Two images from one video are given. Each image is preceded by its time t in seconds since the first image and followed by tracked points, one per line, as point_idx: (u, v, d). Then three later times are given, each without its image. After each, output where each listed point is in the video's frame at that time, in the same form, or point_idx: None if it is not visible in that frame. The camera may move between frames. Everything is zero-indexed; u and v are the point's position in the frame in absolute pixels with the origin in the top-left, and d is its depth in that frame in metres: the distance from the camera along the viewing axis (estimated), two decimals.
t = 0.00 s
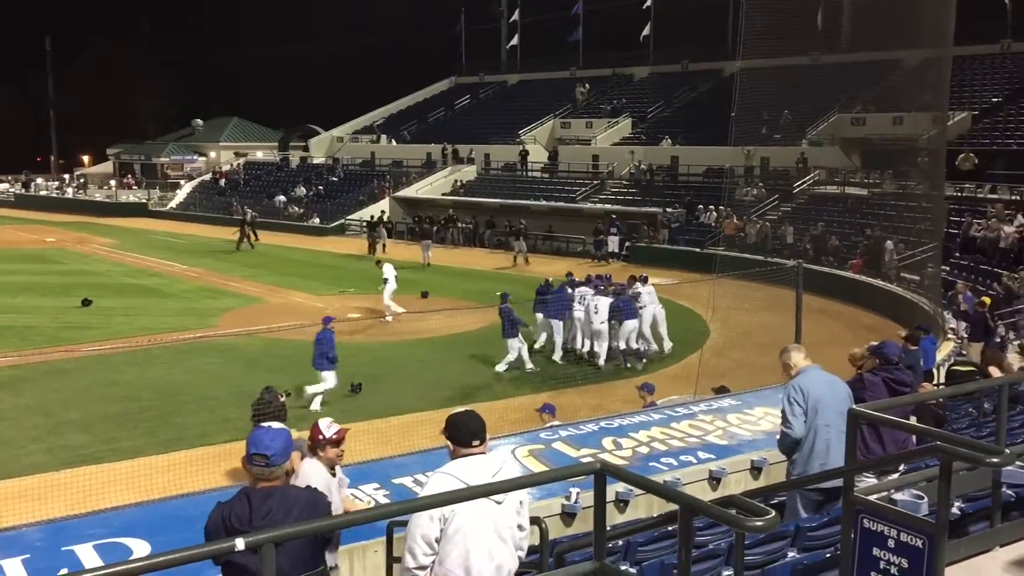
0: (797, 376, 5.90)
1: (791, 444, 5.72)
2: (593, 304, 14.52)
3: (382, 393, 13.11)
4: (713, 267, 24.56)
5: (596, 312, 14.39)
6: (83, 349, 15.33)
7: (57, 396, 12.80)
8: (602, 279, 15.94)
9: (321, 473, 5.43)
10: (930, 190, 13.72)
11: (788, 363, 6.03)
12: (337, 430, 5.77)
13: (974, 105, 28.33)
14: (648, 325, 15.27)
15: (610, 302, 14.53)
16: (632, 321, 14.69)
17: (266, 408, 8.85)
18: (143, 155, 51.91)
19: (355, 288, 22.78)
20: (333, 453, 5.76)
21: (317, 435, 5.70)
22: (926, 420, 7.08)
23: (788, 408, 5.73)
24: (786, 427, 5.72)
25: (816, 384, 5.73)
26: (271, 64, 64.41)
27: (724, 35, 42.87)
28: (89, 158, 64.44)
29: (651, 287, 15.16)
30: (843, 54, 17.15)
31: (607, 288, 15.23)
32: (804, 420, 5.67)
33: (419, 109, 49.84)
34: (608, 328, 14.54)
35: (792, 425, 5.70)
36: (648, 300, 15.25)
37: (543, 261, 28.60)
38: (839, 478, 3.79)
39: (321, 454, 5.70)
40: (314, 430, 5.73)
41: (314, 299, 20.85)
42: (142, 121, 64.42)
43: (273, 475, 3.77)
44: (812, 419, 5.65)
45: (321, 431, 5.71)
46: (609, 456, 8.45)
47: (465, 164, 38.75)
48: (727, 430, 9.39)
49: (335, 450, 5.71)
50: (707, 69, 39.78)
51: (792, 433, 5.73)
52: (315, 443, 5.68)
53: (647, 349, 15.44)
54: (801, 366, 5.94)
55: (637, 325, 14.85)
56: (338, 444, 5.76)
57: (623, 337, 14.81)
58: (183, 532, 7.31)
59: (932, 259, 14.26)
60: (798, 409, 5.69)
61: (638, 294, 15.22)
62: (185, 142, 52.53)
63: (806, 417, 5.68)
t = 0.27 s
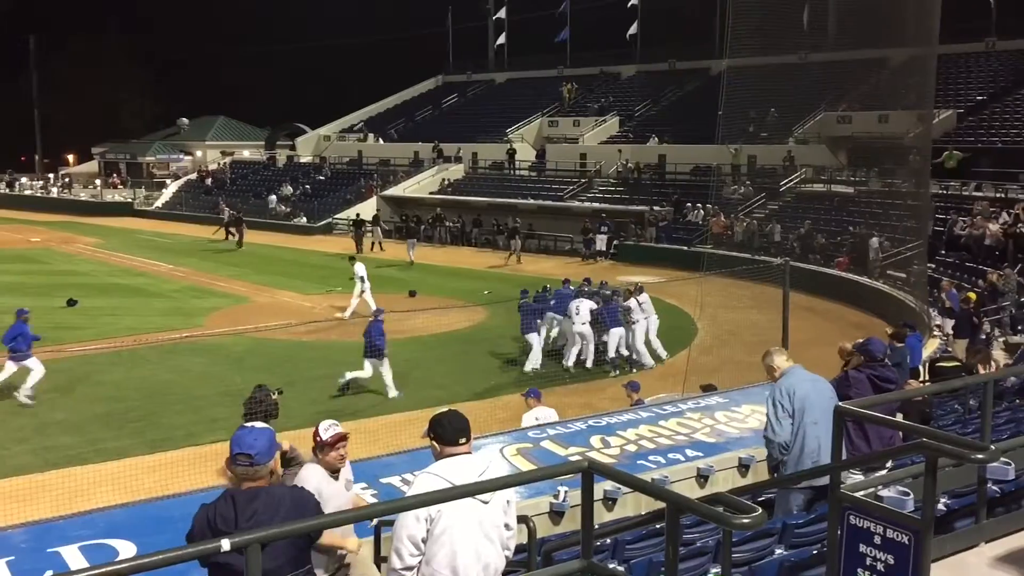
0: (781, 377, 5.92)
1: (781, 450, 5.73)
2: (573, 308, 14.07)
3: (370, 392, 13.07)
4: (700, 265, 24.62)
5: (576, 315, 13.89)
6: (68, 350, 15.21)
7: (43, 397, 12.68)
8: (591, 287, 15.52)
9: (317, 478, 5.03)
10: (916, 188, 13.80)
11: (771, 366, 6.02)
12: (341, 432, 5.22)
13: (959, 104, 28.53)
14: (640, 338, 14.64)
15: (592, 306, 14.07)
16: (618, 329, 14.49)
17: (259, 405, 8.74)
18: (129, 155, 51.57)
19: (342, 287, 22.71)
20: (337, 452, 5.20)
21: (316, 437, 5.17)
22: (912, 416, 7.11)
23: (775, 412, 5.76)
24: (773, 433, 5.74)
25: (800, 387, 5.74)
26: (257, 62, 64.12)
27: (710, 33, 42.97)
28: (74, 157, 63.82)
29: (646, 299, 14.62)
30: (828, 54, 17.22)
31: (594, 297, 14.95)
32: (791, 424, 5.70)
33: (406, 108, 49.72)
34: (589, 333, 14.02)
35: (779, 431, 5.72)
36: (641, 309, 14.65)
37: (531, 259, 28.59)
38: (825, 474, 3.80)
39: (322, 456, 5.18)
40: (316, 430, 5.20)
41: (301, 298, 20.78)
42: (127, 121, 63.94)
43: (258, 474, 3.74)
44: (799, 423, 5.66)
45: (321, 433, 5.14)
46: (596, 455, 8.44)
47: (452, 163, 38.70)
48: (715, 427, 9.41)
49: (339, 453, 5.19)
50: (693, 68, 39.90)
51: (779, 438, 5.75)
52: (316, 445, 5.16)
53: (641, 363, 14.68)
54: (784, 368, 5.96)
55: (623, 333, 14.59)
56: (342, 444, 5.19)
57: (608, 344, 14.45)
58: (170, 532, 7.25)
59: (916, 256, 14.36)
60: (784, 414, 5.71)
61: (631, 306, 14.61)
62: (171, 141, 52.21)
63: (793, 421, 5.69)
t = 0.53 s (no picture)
0: (768, 383, 5.94)
1: (770, 456, 5.76)
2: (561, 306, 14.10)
3: (361, 392, 13.05)
4: (692, 265, 24.68)
5: (564, 313, 13.95)
6: (59, 351, 15.15)
7: (33, 398, 12.62)
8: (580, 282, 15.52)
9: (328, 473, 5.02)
10: (906, 187, 13.82)
11: (759, 372, 6.06)
12: (347, 422, 4.96)
13: (948, 103, 28.64)
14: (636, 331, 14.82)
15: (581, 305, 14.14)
16: (602, 325, 14.40)
17: (254, 404, 8.71)
18: (119, 155, 51.35)
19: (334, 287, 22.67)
20: (346, 444, 5.02)
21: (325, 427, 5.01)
22: (903, 415, 7.14)
23: (764, 417, 5.79)
24: (760, 441, 5.79)
25: (786, 392, 5.75)
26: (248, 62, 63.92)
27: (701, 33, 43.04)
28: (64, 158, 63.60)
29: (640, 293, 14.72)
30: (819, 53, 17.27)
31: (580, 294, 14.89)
32: (779, 431, 5.71)
33: (397, 108, 49.65)
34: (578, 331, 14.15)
35: (767, 439, 5.76)
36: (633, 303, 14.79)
37: (522, 258, 28.57)
38: (815, 473, 3.82)
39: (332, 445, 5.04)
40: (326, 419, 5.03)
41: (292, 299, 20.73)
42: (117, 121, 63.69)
43: (248, 475, 3.73)
44: (784, 430, 5.67)
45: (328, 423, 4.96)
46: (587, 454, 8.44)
47: (443, 163, 38.67)
48: (706, 426, 9.43)
49: (347, 443, 5.00)
50: (684, 67, 39.97)
51: (769, 446, 5.79)
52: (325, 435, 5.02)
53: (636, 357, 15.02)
54: (771, 374, 5.97)
55: (607, 329, 14.55)
56: (349, 435, 4.99)
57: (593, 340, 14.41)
58: (160, 534, 7.22)
59: (906, 255, 14.45)
60: (770, 422, 5.74)
61: (620, 301, 14.69)
62: (161, 141, 52.01)
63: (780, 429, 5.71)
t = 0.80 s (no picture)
0: (757, 394, 6.00)
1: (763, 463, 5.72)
2: (557, 310, 13.80)
3: (357, 392, 13.04)
4: (687, 264, 24.71)
5: (558, 319, 13.66)
6: (53, 352, 15.12)
7: (29, 399, 12.60)
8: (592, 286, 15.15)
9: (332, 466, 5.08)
10: (901, 186, 13.80)
11: (750, 383, 6.18)
12: (344, 418, 4.91)
13: (942, 103, 28.72)
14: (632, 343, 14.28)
15: (576, 311, 13.76)
16: (594, 328, 13.86)
17: (256, 403, 8.71)
18: (114, 155, 51.25)
19: (330, 287, 22.66)
20: (346, 439, 4.97)
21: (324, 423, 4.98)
22: (898, 413, 7.15)
23: (756, 424, 5.76)
24: (752, 449, 5.76)
25: (776, 399, 5.74)
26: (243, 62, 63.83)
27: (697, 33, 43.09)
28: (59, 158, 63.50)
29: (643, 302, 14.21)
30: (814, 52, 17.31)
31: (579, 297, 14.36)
32: (771, 438, 5.69)
33: (393, 108, 49.61)
34: (571, 337, 13.76)
35: (757, 447, 5.74)
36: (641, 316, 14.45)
37: (518, 258, 28.56)
38: (810, 472, 3.82)
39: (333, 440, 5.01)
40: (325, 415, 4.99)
41: (288, 299, 20.71)
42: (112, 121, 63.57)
43: (245, 475, 3.72)
44: (777, 434, 5.65)
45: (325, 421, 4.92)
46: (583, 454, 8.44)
47: (439, 162, 38.66)
48: (702, 426, 9.44)
49: (347, 439, 4.97)
50: (679, 66, 40.02)
51: (761, 453, 5.74)
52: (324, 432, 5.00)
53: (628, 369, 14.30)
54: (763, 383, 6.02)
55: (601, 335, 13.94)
56: (348, 431, 4.93)
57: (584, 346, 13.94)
58: (156, 535, 7.21)
59: (901, 254, 14.49)
60: (761, 429, 5.72)
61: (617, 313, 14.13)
62: (156, 142, 51.92)
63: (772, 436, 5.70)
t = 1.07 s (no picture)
0: (749, 407, 6.06)
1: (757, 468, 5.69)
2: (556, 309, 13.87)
3: (356, 392, 13.03)
4: (686, 263, 24.70)
5: (556, 319, 13.69)
6: (52, 352, 15.11)
7: (28, 398, 12.60)
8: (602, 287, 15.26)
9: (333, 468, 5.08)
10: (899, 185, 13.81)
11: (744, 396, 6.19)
12: (335, 419, 4.90)
13: (941, 102, 28.73)
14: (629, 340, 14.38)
15: (576, 312, 13.79)
16: (593, 333, 13.82)
17: (262, 401, 8.69)
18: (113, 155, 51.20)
19: (328, 287, 22.65)
20: (339, 440, 4.93)
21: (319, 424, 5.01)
22: (898, 411, 7.16)
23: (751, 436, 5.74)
24: (748, 459, 5.71)
25: (769, 408, 5.74)
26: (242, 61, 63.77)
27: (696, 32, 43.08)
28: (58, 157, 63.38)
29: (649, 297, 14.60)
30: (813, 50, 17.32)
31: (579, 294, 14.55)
32: (769, 446, 5.67)
33: (392, 107, 49.57)
34: (569, 337, 13.85)
35: (751, 455, 5.70)
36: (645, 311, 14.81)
37: (517, 257, 28.54)
38: (810, 471, 3.83)
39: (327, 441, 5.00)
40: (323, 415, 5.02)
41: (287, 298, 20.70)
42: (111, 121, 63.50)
43: (245, 475, 3.72)
44: (774, 441, 5.65)
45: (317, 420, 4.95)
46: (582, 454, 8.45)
47: (438, 162, 38.63)
48: (701, 425, 9.45)
49: (340, 442, 4.93)
50: (678, 65, 40.03)
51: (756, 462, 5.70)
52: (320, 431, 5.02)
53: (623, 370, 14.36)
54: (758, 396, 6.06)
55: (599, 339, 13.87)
56: (338, 431, 4.90)
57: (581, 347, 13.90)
58: (155, 535, 7.20)
59: (900, 254, 14.50)
60: (755, 438, 5.70)
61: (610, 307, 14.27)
62: (155, 141, 51.88)
63: (767, 446, 5.68)
